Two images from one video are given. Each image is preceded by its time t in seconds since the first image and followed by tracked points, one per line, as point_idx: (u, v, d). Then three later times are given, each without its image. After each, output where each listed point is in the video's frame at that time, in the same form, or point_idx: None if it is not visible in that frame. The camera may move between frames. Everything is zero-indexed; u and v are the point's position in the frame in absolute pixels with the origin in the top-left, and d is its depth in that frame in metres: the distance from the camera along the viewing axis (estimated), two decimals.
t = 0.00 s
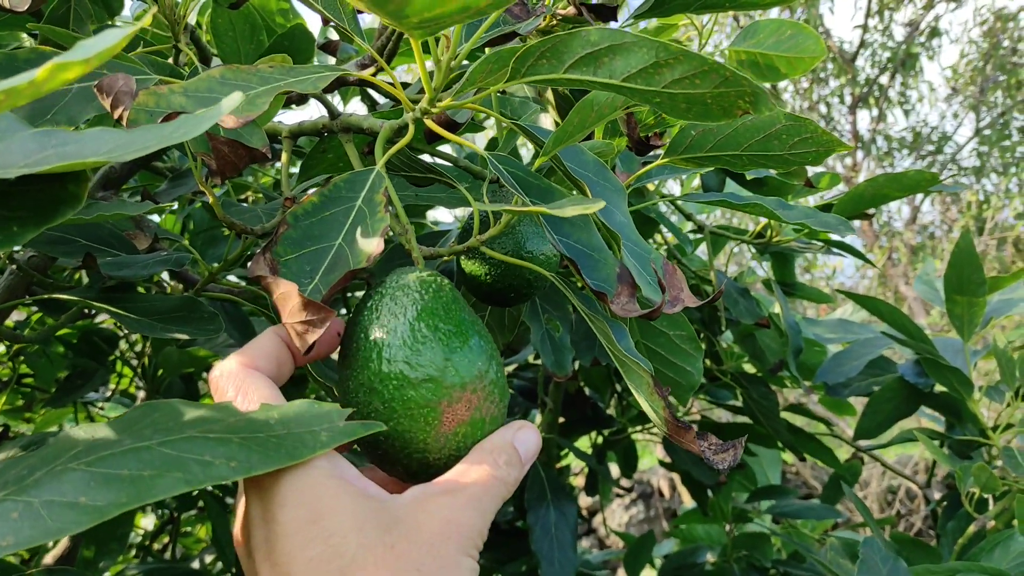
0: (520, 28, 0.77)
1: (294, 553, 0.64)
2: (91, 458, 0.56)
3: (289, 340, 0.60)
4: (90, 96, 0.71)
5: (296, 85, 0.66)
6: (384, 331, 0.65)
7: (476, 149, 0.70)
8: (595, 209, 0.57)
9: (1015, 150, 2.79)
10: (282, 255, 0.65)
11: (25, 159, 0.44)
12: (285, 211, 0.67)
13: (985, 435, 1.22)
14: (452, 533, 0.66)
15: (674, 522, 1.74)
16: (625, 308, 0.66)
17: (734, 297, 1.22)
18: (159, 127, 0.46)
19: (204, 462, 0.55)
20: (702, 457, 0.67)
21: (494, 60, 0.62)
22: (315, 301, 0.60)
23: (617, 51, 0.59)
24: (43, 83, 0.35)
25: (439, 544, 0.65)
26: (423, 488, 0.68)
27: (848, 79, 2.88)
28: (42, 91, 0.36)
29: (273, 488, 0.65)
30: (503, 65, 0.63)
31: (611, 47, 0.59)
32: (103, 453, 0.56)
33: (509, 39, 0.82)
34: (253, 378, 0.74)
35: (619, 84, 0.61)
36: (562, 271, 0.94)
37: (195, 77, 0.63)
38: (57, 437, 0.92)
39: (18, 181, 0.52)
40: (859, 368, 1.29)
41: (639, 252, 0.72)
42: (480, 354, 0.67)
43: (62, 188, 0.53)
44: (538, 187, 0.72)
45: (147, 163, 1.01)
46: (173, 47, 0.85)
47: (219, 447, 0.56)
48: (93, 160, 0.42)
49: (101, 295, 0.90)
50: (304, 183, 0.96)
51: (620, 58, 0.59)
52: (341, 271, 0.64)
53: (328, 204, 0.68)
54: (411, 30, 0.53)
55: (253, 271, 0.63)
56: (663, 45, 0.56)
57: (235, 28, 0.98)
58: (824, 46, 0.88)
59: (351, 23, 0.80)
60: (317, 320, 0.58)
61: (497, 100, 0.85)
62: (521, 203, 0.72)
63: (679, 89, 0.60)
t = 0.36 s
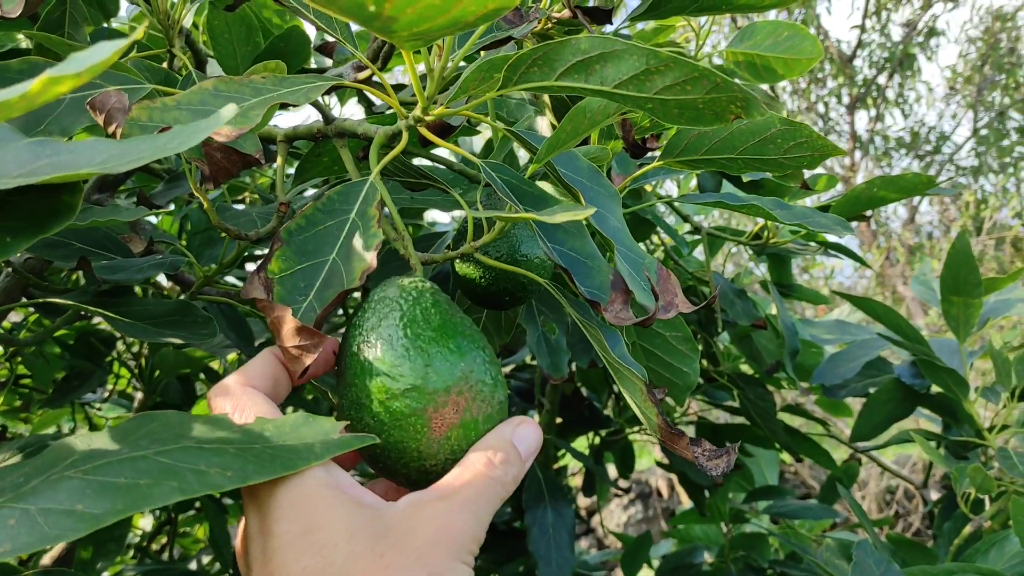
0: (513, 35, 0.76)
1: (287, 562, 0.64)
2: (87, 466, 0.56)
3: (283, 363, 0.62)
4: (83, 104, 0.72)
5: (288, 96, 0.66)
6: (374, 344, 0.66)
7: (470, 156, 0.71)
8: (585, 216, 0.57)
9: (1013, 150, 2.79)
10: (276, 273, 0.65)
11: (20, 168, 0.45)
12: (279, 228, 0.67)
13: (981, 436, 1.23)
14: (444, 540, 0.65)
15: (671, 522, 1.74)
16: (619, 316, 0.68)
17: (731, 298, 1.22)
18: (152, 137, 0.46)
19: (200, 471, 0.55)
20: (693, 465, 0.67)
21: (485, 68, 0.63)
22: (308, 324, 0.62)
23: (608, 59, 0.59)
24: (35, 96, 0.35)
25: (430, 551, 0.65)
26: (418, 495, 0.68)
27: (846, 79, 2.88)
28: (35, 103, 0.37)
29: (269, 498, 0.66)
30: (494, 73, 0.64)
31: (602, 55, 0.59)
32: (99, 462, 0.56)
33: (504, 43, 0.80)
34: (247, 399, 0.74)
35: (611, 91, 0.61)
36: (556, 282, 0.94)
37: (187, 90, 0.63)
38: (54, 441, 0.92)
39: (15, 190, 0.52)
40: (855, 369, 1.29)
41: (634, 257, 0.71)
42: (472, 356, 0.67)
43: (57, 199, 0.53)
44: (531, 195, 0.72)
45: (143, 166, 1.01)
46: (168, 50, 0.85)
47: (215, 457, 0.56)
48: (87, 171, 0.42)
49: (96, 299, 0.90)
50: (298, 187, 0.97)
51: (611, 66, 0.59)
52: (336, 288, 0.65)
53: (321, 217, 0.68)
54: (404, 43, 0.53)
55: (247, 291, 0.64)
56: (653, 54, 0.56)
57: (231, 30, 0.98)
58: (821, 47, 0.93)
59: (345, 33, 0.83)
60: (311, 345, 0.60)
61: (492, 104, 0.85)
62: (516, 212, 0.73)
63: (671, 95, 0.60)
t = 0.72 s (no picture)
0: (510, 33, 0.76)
1: (288, 566, 0.66)
2: (90, 467, 0.56)
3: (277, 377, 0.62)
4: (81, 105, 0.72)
5: (283, 97, 0.66)
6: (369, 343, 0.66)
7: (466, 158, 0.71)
8: (582, 224, 0.57)
9: (1013, 150, 2.79)
10: (270, 282, 0.65)
11: (18, 166, 0.45)
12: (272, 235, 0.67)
13: (979, 435, 1.23)
14: (439, 543, 0.65)
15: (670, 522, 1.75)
16: (614, 316, 0.69)
17: (729, 298, 1.22)
18: (149, 134, 0.46)
19: (202, 473, 0.55)
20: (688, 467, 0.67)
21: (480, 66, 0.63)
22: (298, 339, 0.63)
23: (601, 57, 0.59)
24: (27, 91, 0.36)
25: (424, 554, 0.65)
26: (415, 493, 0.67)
27: (845, 79, 2.88)
28: (29, 98, 0.37)
29: (274, 503, 0.68)
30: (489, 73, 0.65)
31: (595, 54, 0.59)
32: (102, 464, 0.56)
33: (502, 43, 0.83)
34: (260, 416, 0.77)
35: (605, 90, 0.61)
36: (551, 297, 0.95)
37: (181, 93, 0.63)
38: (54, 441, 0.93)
39: (14, 188, 0.52)
40: (854, 369, 1.29)
41: (630, 258, 0.71)
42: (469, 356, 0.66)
43: (54, 196, 0.53)
44: (527, 194, 0.72)
45: (142, 165, 1.01)
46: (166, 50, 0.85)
47: (217, 459, 0.56)
48: (85, 167, 0.42)
49: (95, 300, 0.91)
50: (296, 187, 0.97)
51: (603, 64, 0.59)
52: (328, 297, 0.65)
53: (315, 223, 0.68)
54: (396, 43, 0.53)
55: (240, 304, 0.64)
56: (646, 52, 0.56)
57: (231, 30, 0.98)
58: (819, 46, 0.94)
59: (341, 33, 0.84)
60: (301, 360, 0.61)
61: (491, 103, 0.85)
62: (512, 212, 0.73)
63: (665, 94, 0.60)
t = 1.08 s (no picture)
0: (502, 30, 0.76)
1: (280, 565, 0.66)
2: (89, 465, 0.56)
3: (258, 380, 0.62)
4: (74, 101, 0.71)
5: (268, 100, 0.65)
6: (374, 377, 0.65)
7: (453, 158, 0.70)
8: (565, 233, 0.56)
9: (1013, 149, 2.79)
10: (255, 285, 0.65)
11: (13, 161, 0.44)
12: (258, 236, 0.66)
13: (979, 434, 1.23)
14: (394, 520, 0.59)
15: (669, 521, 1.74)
16: (604, 317, 0.69)
17: (728, 297, 1.22)
18: (144, 129, 0.46)
19: (202, 472, 0.55)
20: (679, 468, 0.68)
21: (467, 66, 0.63)
22: (279, 344, 0.63)
23: (582, 58, 0.59)
24: (20, 86, 0.35)
25: (385, 531, 0.58)
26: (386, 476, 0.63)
27: (845, 77, 2.88)
28: (21, 93, 0.36)
29: (278, 504, 0.69)
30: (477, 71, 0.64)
31: (577, 55, 0.59)
32: (102, 462, 0.56)
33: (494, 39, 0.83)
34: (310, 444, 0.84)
35: (588, 91, 0.60)
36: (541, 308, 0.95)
37: (166, 93, 0.62)
38: (52, 440, 0.92)
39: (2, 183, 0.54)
40: (853, 368, 1.29)
41: (624, 254, 0.71)
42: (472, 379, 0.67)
43: (48, 192, 0.56)
44: (516, 194, 0.72)
45: (140, 164, 1.01)
46: (161, 48, 0.85)
47: (218, 459, 0.57)
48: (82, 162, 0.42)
49: (91, 297, 0.91)
50: (294, 185, 0.97)
51: (586, 66, 0.59)
52: (313, 300, 0.65)
53: (302, 225, 0.68)
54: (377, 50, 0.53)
55: (224, 307, 0.64)
56: (626, 53, 0.56)
57: (228, 28, 0.97)
58: (820, 45, 0.95)
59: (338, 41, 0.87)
60: (282, 365, 0.61)
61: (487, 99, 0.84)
62: (502, 212, 0.72)
63: (647, 95, 0.59)
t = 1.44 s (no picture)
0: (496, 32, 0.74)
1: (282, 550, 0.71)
2: (93, 463, 0.56)
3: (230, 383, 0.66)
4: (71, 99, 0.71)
5: (248, 104, 0.63)
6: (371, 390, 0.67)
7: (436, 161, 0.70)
8: (532, 234, 0.55)
9: (1012, 148, 2.78)
10: (233, 290, 0.65)
11: (11, 159, 0.44)
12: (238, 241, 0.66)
13: (980, 432, 1.23)
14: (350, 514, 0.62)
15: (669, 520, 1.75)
16: (587, 324, 0.69)
17: (729, 296, 1.22)
18: (143, 127, 0.46)
19: (207, 471, 0.56)
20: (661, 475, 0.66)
21: (452, 71, 0.64)
22: (253, 351, 0.65)
23: (563, 61, 0.58)
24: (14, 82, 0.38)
25: (342, 528, 0.63)
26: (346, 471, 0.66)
27: (845, 76, 2.88)
28: (15, 87, 0.39)
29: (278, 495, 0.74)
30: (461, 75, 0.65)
31: (556, 58, 0.58)
32: (107, 461, 0.56)
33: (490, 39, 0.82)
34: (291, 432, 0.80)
35: (570, 93, 0.60)
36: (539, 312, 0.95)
37: (148, 99, 0.60)
38: (53, 439, 0.92)
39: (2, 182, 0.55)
40: (854, 366, 1.29)
41: (613, 259, 0.71)
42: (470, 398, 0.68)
43: (46, 190, 0.56)
44: (501, 198, 0.72)
45: (140, 163, 1.01)
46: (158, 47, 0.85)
47: (221, 459, 0.57)
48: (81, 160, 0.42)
49: (90, 296, 0.91)
50: (292, 184, 0.98)
51: (567, 68, 0.59)
52: (290, 305, 0.65)
53: (283, 228, 0.68)
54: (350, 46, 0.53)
55: (199, 311, 0.64)
56: (606, 55, 0.56)
57: (228, 26, 0.97)
58: (821, 43, 0.95)
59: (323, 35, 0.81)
60: (252, 373, 0.65)
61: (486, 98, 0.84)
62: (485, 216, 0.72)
63: (629, 98, 0.59)
